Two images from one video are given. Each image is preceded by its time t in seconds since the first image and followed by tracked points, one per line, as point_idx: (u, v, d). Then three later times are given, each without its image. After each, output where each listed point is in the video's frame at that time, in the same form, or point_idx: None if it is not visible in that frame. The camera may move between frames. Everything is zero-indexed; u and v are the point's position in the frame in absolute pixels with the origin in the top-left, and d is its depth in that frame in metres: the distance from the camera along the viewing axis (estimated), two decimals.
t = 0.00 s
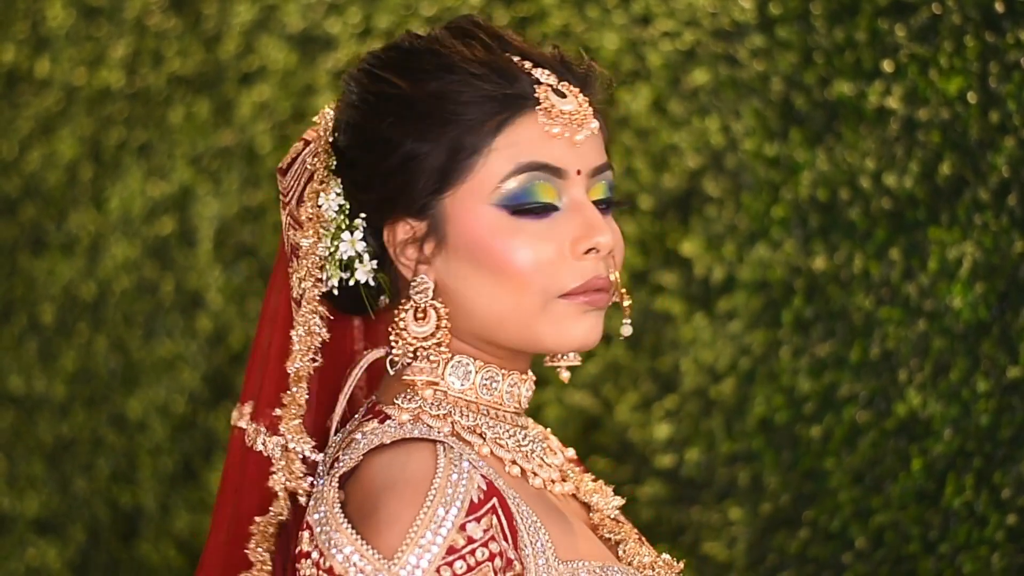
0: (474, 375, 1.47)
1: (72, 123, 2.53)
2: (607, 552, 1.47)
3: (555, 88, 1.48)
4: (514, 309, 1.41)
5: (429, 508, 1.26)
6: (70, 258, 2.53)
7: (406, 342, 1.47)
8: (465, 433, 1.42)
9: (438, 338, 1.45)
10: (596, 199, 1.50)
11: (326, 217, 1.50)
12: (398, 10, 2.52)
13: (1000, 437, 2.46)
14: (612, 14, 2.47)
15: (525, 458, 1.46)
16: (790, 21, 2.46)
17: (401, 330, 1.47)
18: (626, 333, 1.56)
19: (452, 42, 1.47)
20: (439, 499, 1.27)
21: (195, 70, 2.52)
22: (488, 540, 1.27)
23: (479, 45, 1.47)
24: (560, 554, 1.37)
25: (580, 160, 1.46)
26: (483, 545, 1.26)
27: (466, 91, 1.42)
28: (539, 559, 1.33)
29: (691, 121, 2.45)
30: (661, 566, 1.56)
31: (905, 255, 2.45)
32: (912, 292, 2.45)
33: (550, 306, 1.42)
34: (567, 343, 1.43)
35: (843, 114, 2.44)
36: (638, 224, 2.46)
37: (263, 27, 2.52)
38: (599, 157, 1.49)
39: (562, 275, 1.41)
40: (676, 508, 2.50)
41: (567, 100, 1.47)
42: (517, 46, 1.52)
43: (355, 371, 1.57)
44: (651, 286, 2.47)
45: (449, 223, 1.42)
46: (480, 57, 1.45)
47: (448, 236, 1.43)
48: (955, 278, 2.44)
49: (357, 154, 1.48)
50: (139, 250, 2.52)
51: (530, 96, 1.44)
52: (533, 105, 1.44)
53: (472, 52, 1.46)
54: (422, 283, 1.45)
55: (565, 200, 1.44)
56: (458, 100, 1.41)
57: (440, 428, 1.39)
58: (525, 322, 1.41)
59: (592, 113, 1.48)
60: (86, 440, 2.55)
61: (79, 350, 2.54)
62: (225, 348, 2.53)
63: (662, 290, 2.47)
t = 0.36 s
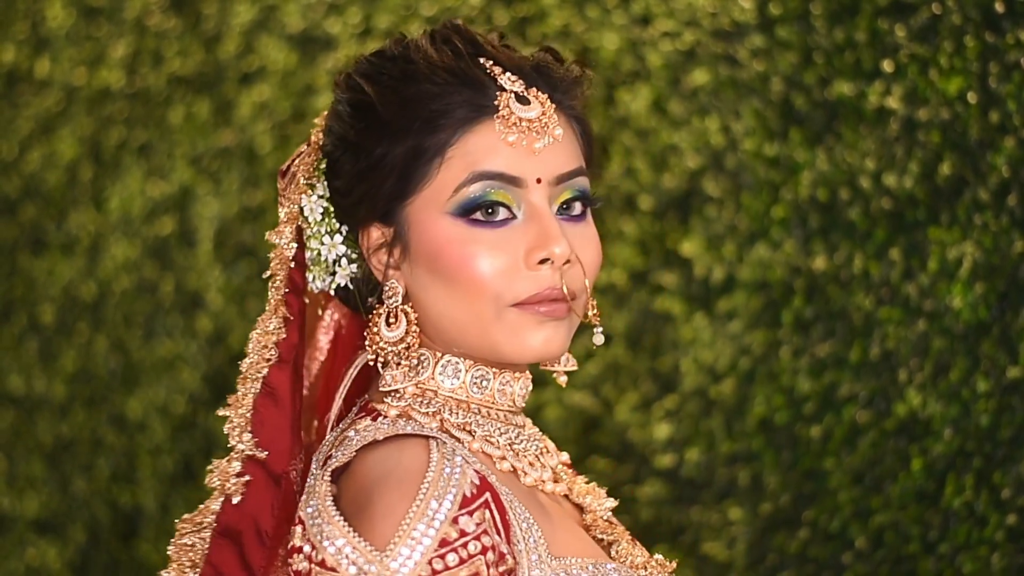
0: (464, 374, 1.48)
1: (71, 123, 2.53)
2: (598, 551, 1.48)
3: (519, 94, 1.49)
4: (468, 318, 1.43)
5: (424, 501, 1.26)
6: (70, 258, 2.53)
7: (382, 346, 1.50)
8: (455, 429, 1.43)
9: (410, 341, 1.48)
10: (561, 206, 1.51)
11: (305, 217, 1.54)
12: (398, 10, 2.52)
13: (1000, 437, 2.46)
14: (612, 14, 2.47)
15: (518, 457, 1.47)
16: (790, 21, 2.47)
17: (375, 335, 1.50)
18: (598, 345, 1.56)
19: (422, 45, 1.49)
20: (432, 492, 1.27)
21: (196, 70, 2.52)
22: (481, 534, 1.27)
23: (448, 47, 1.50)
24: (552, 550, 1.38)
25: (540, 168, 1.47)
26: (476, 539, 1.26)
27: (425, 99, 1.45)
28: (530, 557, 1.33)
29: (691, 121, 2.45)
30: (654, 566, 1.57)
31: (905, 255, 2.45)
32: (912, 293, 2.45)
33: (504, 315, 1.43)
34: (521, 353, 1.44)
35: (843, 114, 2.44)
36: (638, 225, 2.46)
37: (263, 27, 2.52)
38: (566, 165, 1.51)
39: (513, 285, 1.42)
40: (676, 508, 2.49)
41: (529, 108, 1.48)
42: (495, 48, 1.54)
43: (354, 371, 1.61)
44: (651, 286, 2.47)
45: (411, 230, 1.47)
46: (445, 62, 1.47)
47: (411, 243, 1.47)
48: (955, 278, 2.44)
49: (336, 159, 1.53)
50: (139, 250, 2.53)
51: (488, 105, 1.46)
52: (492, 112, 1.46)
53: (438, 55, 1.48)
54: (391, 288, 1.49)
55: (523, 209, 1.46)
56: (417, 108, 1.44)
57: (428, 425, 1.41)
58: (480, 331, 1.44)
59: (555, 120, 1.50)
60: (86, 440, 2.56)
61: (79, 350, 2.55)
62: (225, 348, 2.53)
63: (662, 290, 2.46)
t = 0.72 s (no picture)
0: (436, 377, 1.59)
1: (72, 122, 2.53)
2: (567, 550, 1.55)
3: (509, 106, 1.59)
4: (448, 322, 1.54)
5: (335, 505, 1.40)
6: (70, 257, 2.53)
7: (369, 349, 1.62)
8: (417, 434, 1.55)
9: (396, 346, 1.60)
10: (547, 219, 1.61)
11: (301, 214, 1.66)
12: (399, 10, 2.52)
13: (1001, 435, 2.46)
14: (612, 13, 2.47)
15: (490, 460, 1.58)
16: (790, 20, 2.46)
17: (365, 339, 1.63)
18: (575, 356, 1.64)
19: (420, 52, 1.61)
20: (344, 496, 1.41)
21: (196, 69, 2.52)
22: (392, 536, 1.39)
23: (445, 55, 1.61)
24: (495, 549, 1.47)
25: (525, 181, 1.57)
26: (386, 541, 1.38)
27: (418, 108, 1.56)
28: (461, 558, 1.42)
29: (691, 120, 2.45)
30: (638, 566, 1.63)
31: (905, 254, 2.45)
32: (913, 292, 2.45)
33: (482, 323, 1.54)
34: (498, 360, 1.55)
35: (843, 113, 2.45)
36: (639, 224, 2.46)
37: (263, 26, 2.52)
38: (555, 180, 1.60)
39: (491, 295, 1.53)
40: (676, 507, 2.49)
41: (518, 120, 1.59)
42: (495, 58, 1.65)
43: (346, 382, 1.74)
44: (651, 285, 2.47)
45: (399, 234, 1.58)
46: (440, 72, 1.59)
47: (398, 247, 1.58)
48: (955, 277, 2.44)
49: (334, 159, 1.64)
50: (139, 249, 2.53)
51: (478, 116, 1.57)
52: (481, 124, 1.57)
53: (435, 64, 1.59)
54: (380, 288, 1.60)
55: (505, 223, 1.56)
56: (409, 117, 1.56)
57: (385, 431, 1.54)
58: (459, 337, 1.54)
59: (544, 133, 1.60)
60: (86, 439, 2.56)
61: (79, 349, 2.55)
62: (225, 347, 2.53)
63: (662, 289, 2.47)
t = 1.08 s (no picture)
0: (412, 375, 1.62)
1: (72, 123, 2.53)
2: (516, 553, 1.54)
3: (511, 107, 1.60)
4: (435, 316, 1.56)
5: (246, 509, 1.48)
6: (71, 258, 2.54)
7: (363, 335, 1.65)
8: (377, 434, 1.59)
9: (387, 336, 1.63)
10: (541, 220, 1.61)
11: (309, 207, 1.67)
12: (398, 10, 2.51)
13: (1001, 436, 2.46)
14: (612, 14, 2.48)
15: (456, 460, 1.59)
16: (790, 21, 2.45)
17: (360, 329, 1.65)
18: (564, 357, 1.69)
19: (432, 49, 1.64)
20: (257, 498, 1.49)
21: (196, 70, 2.52)
22: (295, 536, 1.45)
23: (455, 51, 1.63)
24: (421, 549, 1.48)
25: (520, 181, 1.58)
26: (287, 541, 1.45)
27: (422, 102, 1.59)
28: (379, 558, 1.45)
29: (692, 121, 2.46)
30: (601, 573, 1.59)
31: (905, 255, 2.44)
32: (913, 292, 2.44)
33: (467, 319, 1.55)
34: (482, 357, 1.56)
35: (844, 114, 2.44)
36: (639, 224, 2.48)
37: (263, 27, 2.52)
38: (551, 182, 1.61)
39: (477, 291, 1.54)
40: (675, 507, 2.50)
41: (520, 119, 1.59)
42: (505, 57, 1.66)
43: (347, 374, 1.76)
44: (651, 286, 2.49)
45: (394, 225, 1.60)
46: (448, 67, 1.61)
47: (393, 238, 1.60)
48: (956, 278, 2.44)
49: (339, 150, 1.67)
50: (140, 250, 2.53)
51: (479, 113, 1.59)
52: (480, 121, 1.58)
53: (443, 60, 1.62)
54: (374, 281, 1.62)
55: (496, 220, 1.57)
56: (412, 110, 1.59)
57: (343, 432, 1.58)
58: (444, 332, 1.56)
59: (545, 134, 1.61)
60: (86, 439, 2.56)
61: (80, 350, 2.55)
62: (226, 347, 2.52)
63: (662, 290, 2.49)
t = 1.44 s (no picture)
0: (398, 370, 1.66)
1: (73, 122, 2.53)
2: (454, 550, 1.55)
3: (507, 100, 1.61)
4: (424, 306, 1.59)
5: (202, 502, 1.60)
6: (71, 257, 2.53)
7: (363, 321, 1.69)
8: (352, 429, 1.65)
9: (385, 326, 1.67)
10: (535, 215, 1.62)
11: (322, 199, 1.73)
12: (399, 10, 2.50)
13: (1001, 436, 2.43)
14: (612, 14, 2.48)
15: (426, 455, 1.63)
16: (790, 20, 2.45)
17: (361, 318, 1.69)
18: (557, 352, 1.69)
19: (439, 40, 1.65)
20: (211, 493, 1.60)
21: (197, 69, 2.52)
22: (234, 528, 1.55)
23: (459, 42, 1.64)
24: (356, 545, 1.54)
25: (513, 175, 1.59)
26: (226, 532, 1.55)
27: (423, 94, 1.61)
28: (314, 552, 1.53)
29: (692, 120, 2.47)
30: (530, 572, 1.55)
31: (906, 255, 2.43)
32: (913, 292, 2.43)
33: (454, 311, 1.58)
34: (470, 348, 1.59)
35: (844, 113, 2.43)
36: (639, 223, 2.51)
37: (263, 26, 2.51)
38: (546, 177, 1.61)
39: (464, 283, 1.57)
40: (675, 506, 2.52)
41: (517, 113, 1.60)
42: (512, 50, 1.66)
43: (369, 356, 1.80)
44: (652, 286, 2.52)
45: (392, 215, 1.64)
46: (450, 59, 1.63)
47: (389, 228, 1.64)
48: (956, 278, 2.42)
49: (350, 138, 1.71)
50: (140, 249, 2.53)
51: (477, 106, 1.60)
52: (476, 114, 1.60)
53: (447, 52, 1.63)
54: (373, 270, 1.67)
55: (487, 213, 1.59)
56: (412, 101, 1.62)
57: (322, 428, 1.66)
58: (433, 324, 1.59)
59: (542, 128, 1.61)
60: (86, 439, 2.56)
61: (80, 350, 2.55)
62: (225, 348, 2.53)
63: (662, 289, 2.51)
